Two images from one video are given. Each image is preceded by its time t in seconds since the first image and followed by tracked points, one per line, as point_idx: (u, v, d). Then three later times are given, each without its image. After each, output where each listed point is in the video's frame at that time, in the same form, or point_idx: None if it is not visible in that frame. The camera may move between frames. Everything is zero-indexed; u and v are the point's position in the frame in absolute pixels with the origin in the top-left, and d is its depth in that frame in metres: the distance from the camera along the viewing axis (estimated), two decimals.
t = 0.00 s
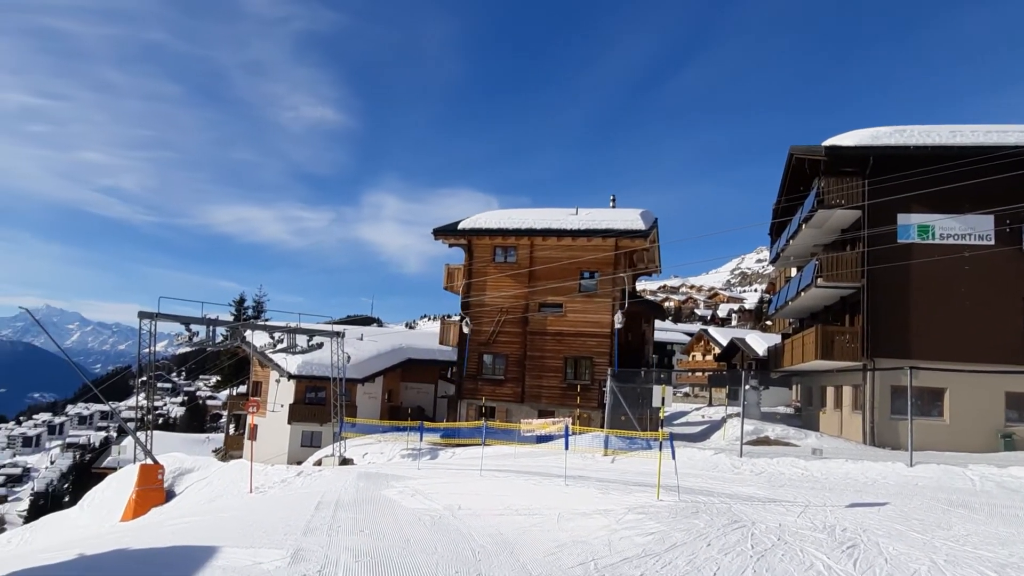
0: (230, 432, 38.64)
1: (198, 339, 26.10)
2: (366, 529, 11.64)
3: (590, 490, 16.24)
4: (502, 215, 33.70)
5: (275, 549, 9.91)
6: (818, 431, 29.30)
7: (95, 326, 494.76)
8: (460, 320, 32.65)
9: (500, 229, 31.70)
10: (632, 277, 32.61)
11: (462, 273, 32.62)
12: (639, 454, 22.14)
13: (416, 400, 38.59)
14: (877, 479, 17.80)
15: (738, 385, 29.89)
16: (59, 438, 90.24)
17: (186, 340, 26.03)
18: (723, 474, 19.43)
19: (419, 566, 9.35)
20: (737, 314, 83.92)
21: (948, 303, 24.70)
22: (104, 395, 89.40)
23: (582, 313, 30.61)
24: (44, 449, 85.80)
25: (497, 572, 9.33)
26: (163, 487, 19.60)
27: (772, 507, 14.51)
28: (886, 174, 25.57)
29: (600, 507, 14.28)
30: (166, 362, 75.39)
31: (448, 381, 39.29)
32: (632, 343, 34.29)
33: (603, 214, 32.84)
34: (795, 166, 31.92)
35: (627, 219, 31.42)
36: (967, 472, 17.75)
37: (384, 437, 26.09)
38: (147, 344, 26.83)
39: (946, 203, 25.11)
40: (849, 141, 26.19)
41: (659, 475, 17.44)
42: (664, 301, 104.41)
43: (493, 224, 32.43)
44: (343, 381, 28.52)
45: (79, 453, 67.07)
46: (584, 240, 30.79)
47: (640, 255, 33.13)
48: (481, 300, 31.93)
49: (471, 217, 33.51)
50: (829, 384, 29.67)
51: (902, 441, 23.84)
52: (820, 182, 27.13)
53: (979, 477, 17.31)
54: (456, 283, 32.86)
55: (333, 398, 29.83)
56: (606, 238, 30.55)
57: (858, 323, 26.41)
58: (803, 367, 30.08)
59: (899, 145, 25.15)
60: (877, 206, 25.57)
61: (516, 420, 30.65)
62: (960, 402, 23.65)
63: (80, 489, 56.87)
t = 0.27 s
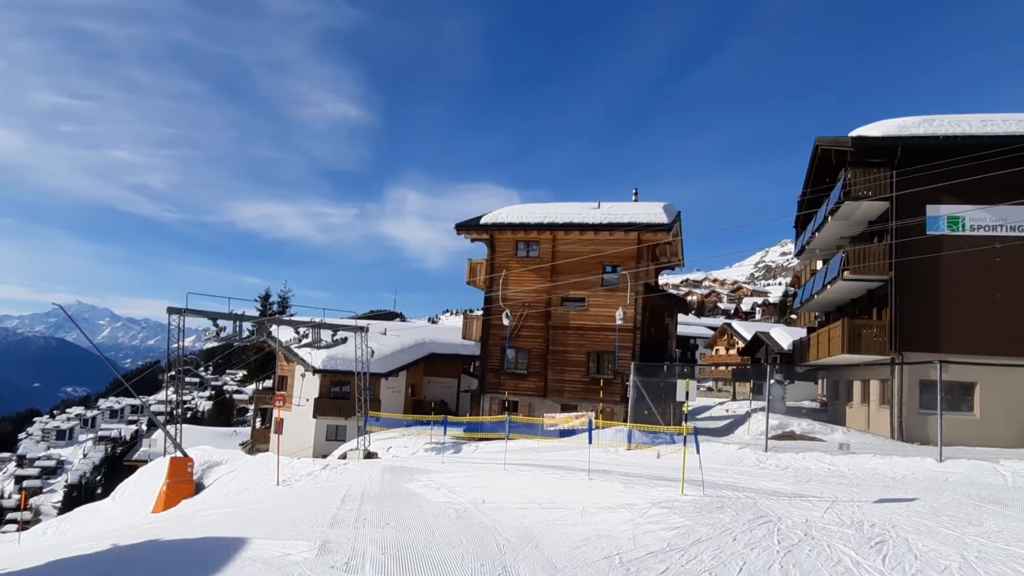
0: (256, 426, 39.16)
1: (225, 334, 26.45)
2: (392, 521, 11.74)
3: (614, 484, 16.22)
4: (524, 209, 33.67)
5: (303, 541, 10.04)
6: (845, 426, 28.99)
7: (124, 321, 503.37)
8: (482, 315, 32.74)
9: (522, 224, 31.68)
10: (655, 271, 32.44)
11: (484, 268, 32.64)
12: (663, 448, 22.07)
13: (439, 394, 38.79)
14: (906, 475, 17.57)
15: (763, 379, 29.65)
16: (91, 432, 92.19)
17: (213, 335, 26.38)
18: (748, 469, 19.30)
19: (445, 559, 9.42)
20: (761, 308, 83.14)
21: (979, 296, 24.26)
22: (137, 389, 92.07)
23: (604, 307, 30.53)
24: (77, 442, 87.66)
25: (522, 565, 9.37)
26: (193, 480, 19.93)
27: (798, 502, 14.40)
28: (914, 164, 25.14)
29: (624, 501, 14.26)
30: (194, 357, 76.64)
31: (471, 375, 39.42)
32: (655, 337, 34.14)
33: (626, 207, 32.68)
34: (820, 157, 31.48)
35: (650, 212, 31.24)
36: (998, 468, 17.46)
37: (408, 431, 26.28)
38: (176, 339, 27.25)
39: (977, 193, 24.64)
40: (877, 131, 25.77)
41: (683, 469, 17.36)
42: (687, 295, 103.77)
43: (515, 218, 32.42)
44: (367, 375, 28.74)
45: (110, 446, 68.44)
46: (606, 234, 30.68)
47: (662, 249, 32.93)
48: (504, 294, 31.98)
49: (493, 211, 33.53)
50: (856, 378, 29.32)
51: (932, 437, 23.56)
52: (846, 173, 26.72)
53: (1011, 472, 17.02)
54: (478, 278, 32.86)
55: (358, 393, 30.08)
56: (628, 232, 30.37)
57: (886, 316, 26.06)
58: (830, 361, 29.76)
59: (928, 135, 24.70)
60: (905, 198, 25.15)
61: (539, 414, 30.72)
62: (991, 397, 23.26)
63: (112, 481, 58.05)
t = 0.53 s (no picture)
0: (288, 420, 39.69)
1: (257, 330, 26.84)
2: (424, 515, 11.82)
3: (643, 479, 16.15)
4: (552, 204, 33.58)
5: (336, 533, 10.16)
6: (879, 422, 28.53)
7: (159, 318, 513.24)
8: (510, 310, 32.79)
9: (549, 218, 31.60)
10: (684, 265, 32.16)
11: (511, 263, 32.58)
12: (693, 443, 21.92)
13: (467, 388, 38.99)
14: (943, 472, 17.22)
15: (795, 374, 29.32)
16: (129, 426, 94.37)
17: (245, 330, 26.77)
18: (780, 465, 19.08)
19: (475, 552, 9.47)
20: (792, 301, 82.04)
21: (1019, 289, 23.63)
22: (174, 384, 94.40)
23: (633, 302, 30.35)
24: (116, 435, 89.76)
25: (552, 559, 9.37)
26: (228, 472, 20.27)
27: (832, 499, 14.20)
28: (951, 154, 24.54)
29: (654, 496, 14.19)
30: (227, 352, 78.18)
31: (499, 370, 39.49)
32: (684, 331, 33.91)
33: (654, 201, 32.43)
34: (853, 148, 30.89)
35: (678, 206, 30.96)
36: None
37: (437, 425, 26.46)
38: (210, 335, 27.73)
39: (1017, 183, 24.00)
40: (912, 121, 25.22)
41: (713, 465, 17.21)
42: (716, 289, 102.80)
43: (542, 213, 32.35)
44: (396, 370, 28.96)
45: (149, 439, 70.03)
46: (634, 228, 30.47)
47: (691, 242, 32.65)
48: (532, 289, 31.99)
49: (520, 206, 33.51)
50: (891, 373, 28.78)
51: (970, 433, 23.06)
52: (880, 164, 26.18)
53: None
54: (506, 272, 32.93)
55: (387, 387, 30.31)
56: (656, 225, 30.12)
57: (922, 310, 25.56)
58: (863, 356, 29.30)
59: (966, 124, 24.09)
60: (942, 188, 24.58)
61: (567, 409, 30.74)
62: None
63: (151, 474, 59.37)
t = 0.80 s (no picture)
0: (328, 415, 40.30)
1: (297, 326, 27.29)
2: (462, 510, 11.92)
3: (681, 476, 16.04)
4: (587, 199, 33.43)
5: (375, 527, 10.31)
6: (925, 419, 27.85)
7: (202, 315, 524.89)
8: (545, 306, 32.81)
9: (584, 214, 31.47)
10: (722, 260, 31.77)
11: (547, 259, 32.64)
12: (732, 440, 21.69)
13: (504, 384, 39.13)
14: (992, 471, 16.75)
15: (836, 370, 28.80)
16: (175, 420, 96.86)
17: (285, 327, 27.25)
18: (822, 462, 18.77)
19: (513, 548, 9.53)
20: (834, 296, 80.39)
21: None
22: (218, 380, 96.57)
23: (669, 297, 30.09)
24: (163, 429, 92.21)
25: (590, 555, 9.38)
26: (270, 466, 20.70)
27: (876, 498, 13.93)
28: (1001, 143, 23.78)
29: (693, 493, 14.08)
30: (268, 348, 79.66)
31: (536, 366, 39.52)
32: (722, 327, 33.54)
33: (691, 195, 32.08)
34: (897, 139, 30.12)
35: (716, 200, 30.58)
36: None
37: (474, 421, 26.62)
38: (251, 331, 28.31)
39: None
40: (959, 109, 24.50)
41: (753, 462, 17.00)
42: (754, 284, 101.31)
43: (577, 208, 32.23)
44: (432, 366, 29.18)
45: (195, 433, 71.80)
46: (671, 223, 30.17)
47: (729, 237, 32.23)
48: (567, 285, 31.90)
49: (555, 202, 33.45)
50: (938, 369, 28.04)
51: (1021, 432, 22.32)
52: (925, 154, 25.49)
53: None
54: (542, 268, 32.95)
55: (424, 383, 30.58)
56: (693, 220, 29.78)
57: (970, 305, 24.85)
58: (908, 352, 28.62)
59: (1016, 112, 23.31)
60: (991, 179, 23.84)
61: (603, 405, 30.67)
62: None
63: (196, 467, 60.88)
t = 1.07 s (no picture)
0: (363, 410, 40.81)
1: (333, 322, 27.67)
2: (496, 504, 12.00)
3: (717, 472, 15.93)
4: (619, 193, 33.25)
5: (411, 520, 10.44)
6: (969, 415, 27.18)
7: (240, 310, 532.81)
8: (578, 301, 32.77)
9: (617, 208, 31.28)
10: (757, 253, 31.36)
11: (579, 253, 32.65)
12: (768, 436, 21.45)
13: (537, 379, 39.21)
14: None
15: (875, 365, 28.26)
16: (215, 414, 98.94)
17: (321, 323, 27.65)
18: (861, 459, 18.46)
19: (547, 542, 9.57)
20: (873, 289, 78.76)
21: None
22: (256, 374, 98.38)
23: (703, 292, 29.83)
24: (204, 422, 94.25)
25: (624, 550, 9.38)
26: (307, 459, 21.05)
27: (917, 495, 13.67)
28: None
29: (728, 489, 13.98)
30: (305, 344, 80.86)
31: (568, 361, 39.48)
32: (758, 321, 33.14)
33: (726, 188, 31.69)
34: (939, 127, 29.36)
35: (751, 192, 30.17)
36: None
37: (507, 416, 26.73)
38: (288, 327, 28.80)
39: None
40: (1004, 96, 23.79)
41: (789, 458, 16.79)
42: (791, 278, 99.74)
43: (610, 203, 32.07)
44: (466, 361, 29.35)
45: (235, 426, 73.29)
46: (705, 216, 29.82)
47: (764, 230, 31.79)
48: (600, 280, 31.81)
49: (587, 197, 33.35)
50: (982, 363, 27.29)
51: None
52: (969, 143, 24.81)
53: None
54: (574, 263, 32.93)
55: (457, 378, 30.77)
56: (727, 213, 29.38)
57: (1016, 298, 24.13)
58: (951, 346, 27.93)
59: None
60: None
61: (636, 400, 30.56)
62: None
63: (236, 459, 62.14)
